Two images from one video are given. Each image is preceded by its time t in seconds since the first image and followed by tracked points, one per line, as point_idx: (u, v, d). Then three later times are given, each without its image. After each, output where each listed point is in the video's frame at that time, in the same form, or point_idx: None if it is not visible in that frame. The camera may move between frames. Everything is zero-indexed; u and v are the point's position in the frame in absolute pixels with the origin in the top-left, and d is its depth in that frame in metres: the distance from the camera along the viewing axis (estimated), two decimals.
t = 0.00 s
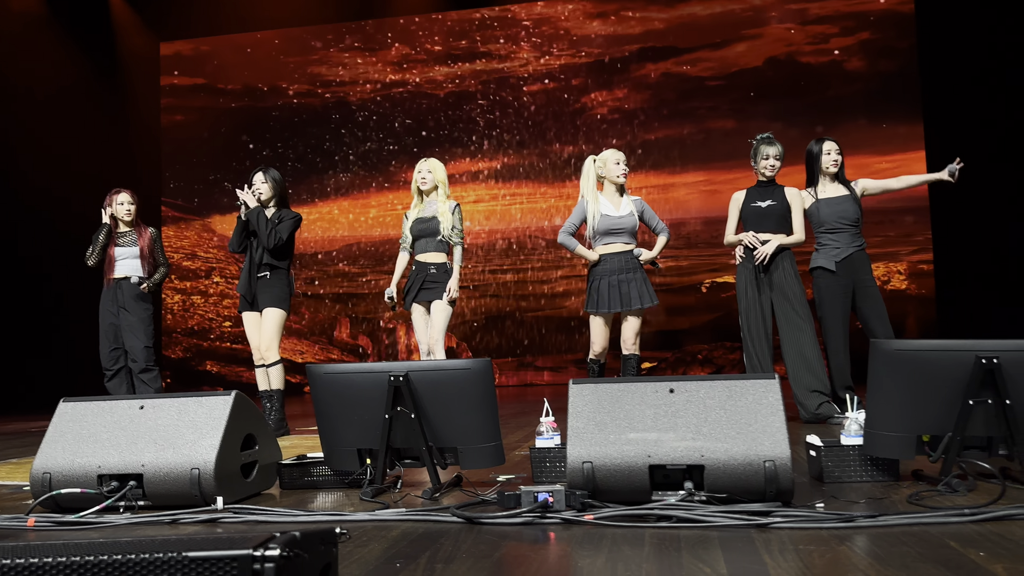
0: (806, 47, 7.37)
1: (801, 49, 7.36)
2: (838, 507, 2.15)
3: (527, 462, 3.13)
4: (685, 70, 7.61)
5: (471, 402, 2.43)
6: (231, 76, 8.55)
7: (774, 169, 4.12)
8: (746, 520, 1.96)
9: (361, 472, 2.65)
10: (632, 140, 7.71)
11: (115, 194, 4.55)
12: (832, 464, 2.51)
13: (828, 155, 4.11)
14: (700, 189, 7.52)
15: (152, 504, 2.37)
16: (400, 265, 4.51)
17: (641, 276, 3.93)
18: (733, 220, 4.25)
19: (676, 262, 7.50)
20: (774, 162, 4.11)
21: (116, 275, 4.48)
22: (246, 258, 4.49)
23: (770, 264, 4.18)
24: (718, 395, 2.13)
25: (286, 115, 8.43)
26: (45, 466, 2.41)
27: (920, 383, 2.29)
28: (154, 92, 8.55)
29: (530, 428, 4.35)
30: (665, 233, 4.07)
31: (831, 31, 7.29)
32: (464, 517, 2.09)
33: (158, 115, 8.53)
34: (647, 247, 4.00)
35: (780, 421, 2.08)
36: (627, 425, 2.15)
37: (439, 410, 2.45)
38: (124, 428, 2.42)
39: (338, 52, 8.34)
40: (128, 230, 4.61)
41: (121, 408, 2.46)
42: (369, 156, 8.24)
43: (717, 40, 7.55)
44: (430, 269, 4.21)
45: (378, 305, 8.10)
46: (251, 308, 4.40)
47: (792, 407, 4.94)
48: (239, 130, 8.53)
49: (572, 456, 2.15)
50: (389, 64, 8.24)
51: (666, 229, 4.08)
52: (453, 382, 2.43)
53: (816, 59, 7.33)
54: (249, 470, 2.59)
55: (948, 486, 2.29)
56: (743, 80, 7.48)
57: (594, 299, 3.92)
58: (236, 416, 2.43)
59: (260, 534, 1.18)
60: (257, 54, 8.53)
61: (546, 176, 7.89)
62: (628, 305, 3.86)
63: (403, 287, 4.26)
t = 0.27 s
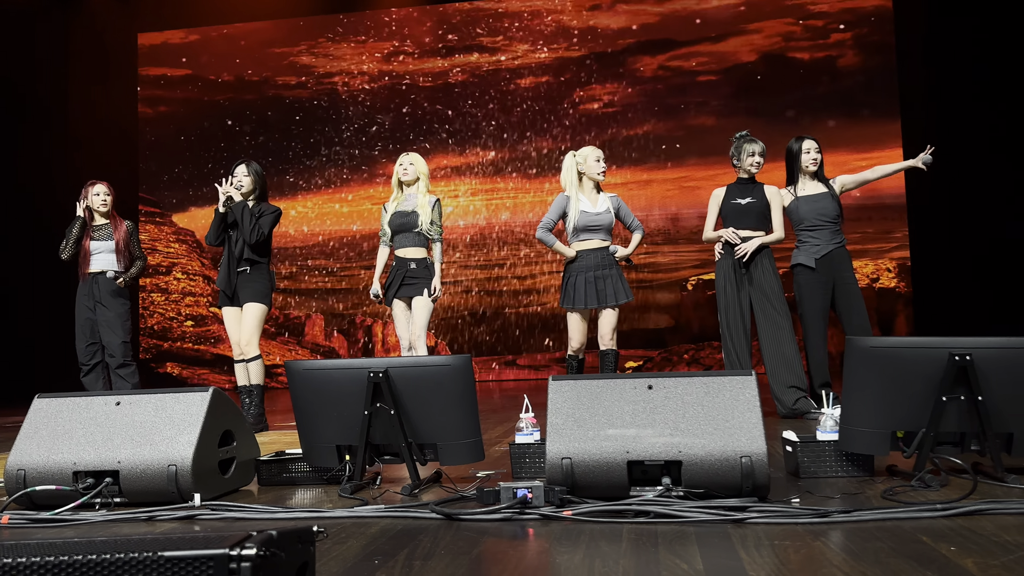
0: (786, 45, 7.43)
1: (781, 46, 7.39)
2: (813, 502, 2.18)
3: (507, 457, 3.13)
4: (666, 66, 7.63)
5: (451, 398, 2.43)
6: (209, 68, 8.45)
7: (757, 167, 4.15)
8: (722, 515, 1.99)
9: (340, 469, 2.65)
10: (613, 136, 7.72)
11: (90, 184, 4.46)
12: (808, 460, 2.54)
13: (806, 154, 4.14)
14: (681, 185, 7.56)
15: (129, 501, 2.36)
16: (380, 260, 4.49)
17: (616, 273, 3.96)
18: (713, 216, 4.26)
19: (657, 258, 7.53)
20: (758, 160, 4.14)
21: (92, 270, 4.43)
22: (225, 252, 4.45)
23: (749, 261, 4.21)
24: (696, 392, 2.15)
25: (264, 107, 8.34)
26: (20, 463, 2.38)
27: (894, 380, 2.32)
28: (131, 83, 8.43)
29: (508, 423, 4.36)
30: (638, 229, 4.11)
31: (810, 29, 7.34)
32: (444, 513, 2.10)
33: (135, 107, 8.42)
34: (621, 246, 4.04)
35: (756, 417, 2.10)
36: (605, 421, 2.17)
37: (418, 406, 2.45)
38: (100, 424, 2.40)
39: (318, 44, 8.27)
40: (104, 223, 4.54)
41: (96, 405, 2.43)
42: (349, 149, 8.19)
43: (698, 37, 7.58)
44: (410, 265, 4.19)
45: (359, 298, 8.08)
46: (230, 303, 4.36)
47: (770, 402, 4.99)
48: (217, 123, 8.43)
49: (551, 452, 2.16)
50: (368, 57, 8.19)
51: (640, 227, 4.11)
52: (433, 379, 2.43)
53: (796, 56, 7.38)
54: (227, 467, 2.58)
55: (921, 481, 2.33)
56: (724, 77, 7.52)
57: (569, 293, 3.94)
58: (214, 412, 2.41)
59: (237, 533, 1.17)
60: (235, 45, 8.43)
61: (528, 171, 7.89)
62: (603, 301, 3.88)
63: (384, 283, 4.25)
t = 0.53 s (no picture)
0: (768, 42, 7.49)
1: (764, 43, 7.44)
2: (793, 492, 2.21)
3: (491, 450, 3.15)
4: (650, 63, 7.67)
5: (435, 390, 2.44)
6: (191, 61, 8.38)
7: (740, 162, 4.18)
8: (704, 504, 2.01)
9: (324, 461, 2.65)
10: (597, 132, 7.74)
11: (71, 179, 4.42)
12: (789, 451, 2.57)
13: (790, 150, 4.16)
14: (665, 181, 7.60)
15: (112, 493, 2.35)
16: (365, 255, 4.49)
17: (597, 267, 3.97)
18: (696, 211, 4.31)
19: (641, 253, 7.57)
20: (741, 155, 4.17)
21: (73, 264, 4.39)
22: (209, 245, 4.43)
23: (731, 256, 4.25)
24: (678, 383, 2.17)
25: (246, 101, 8.29)
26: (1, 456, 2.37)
27: (873, 371, 2.36)
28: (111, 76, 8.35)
29: (493, 417, 4.37)
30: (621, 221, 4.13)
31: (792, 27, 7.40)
32: (428, 504, 2.11)
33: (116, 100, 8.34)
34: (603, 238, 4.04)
35: (737, 408, 2.13)
36: (589, 412, 2.18)
37: (403, 399, 2.46)
38: (82, 416, 2.39)
39: (300, 38, 8.23)
40: (85, 217, 4.50)
41: (79, 397, 2.42)
42: (332, 144, 8.16)
43: (682, 34, 7.62)
44: (395, 259, 4.19)
45: (342, 293, 8.07)
46: (214, 297, 4.34)
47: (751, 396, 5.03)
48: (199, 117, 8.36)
49: (535, 443, 2.17)
50: (351, 52, 8.16)
51: (623, 217, 4.13)
52: (418, 371, 2.44)
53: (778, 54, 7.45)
54: (210, 460, 2.57)
55: (898, 471, 2.37)
56: (707, 74, 7.57)
57: (550, 286, 3.96)
58: (197, 405, 2.41)
59: (223, 518, 1.18)
60: (217, 39, 8.37)
61: (512, 166, 7.90)
62: (584, 295, 3.90)
63: (368, 277, 4.24)
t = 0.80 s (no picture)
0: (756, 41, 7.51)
1: (751, 43, 7.47)
2: (782, 495, 2.22)
3: (480, 453, 3.15)
4: (638, 62, 7.68)
5: (424, 394, 2.43)
6: (176, 59, 8.32)
7: (729, 162, 4.19)
8: (693, 509, 2.01)
9: (312, 466, 2.63)
10: (586, 131, 7.74)
11: (55, 179, 4.37)
12: (777, 453, 2.58)
13: (779, 151, 4.17)
14: (653, 180, 7.61)
15: (97, 500, 2.33)
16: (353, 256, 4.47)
17: (586, 266, 3.96)
18: (685, 212, 4.31)
19: (630, 252, 7.57)
20: (729, 155, 4.17)
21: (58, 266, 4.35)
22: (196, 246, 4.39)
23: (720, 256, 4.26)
24: (667, 387, 2.17)
25: (233, 100, 8.23)
26: None
27: (861, 374, 2.37)
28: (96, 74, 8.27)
29: (482, 418, 4.37)
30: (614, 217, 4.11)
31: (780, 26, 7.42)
32: (417, 509, 2.10)
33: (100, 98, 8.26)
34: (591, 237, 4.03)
35: (726, 412, 2.13)
36: (578, 416, 2.18)
37: (392, 403, 2.45)
38: (67, 422, 2.36)
39: (287, 36, 8.19)
40: (70, 216, 4.45)
41: (63, 403, 2.39)
42: (320, 143, 8.12)
43: (670, 33, 7.63)
44: (384, 260, 4.17)
45: (330, 293, 8.04)
46: (200, 298, 4.30)
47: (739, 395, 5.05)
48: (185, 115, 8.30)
49: (525, 448, 2.17)
50: (339, 51, 8.13)
51: (614, 214, 4.11)
52: (406, 375, 2.43)
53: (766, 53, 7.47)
54: (197, 465, 2.55)
55: (886, 473, 2.38)
56: (695, 73, 7.59)
57: (538, 285, 3.94)
58: (184, 410, 2.39)
59: (209, 535, 1.17)
60: (202, 37, 8.31)
61: (500, 166, 7.89)
62: (573, 295, 3.90)
63: (357, 278, 4.22)
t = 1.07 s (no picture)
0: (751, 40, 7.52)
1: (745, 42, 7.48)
2: (779, 494, 2.22)
3: (477, 453, 3.15)
4: (633, 62, 7.68)
5: (421, 395, 2.43)
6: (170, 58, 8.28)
7: (723, 160, 4.19)
8: (690, 508, 2.02)
9: (308, 467, 2.63)
10: (581, 130, 7.74)
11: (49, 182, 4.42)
12: (773, 452, 2.59)
13: (772, 150, 4.17)
14: (649, 180, 7.62)
15: (93, 502, 2.32)
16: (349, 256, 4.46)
17: (586, 266, 3.96)
18: (680, 211, 4.31)
19: (625, 252, 7.58)
20: (723, 153, 4.18)
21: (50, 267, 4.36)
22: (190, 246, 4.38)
23: (715, 255, 4.26)
24: (664, 387, 2.18)
25: (227, 99, 8.20)
26: None
27: (857, 373, 2.38)
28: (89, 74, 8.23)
29: (479, 418, 4.36)
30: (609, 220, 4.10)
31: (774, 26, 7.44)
32: (414, 510, 2.10)
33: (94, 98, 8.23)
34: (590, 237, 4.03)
35: (722, 411, 2.13)
36: (575, 416, 2.18)
37: (388, 404, 2.44)
38: (62, 424, 2.35)
39: (281, 35, 8.16)
40: (63, 217, 4.46)
41: (59, 404, 2.38)
42: (315, 143, 8.11)
43: (664, 32, 7.64)
44: (379, 260, 4.17)
45: (326, 292, 8.02)
46: (195, 299, 4.29)
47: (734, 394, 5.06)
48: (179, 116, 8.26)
49: (522, 448, 2.17)
50: (333, 50, 8.11)
51: (611, 216, 4.10)
52: (402, 376, 2.43)
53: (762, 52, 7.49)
54: (194, 466, 2.55)
55: (882, 472, 2.39)
56: (690, 72, 7.60)
57: (538, 286, 3.96)
58: (180, 412, 2.38)
59: (209, 537, 1.17)
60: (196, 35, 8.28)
61: (496, 165, 7.88)
62: (572, 294, 3.89)
63: (352, 279, 4.22)
